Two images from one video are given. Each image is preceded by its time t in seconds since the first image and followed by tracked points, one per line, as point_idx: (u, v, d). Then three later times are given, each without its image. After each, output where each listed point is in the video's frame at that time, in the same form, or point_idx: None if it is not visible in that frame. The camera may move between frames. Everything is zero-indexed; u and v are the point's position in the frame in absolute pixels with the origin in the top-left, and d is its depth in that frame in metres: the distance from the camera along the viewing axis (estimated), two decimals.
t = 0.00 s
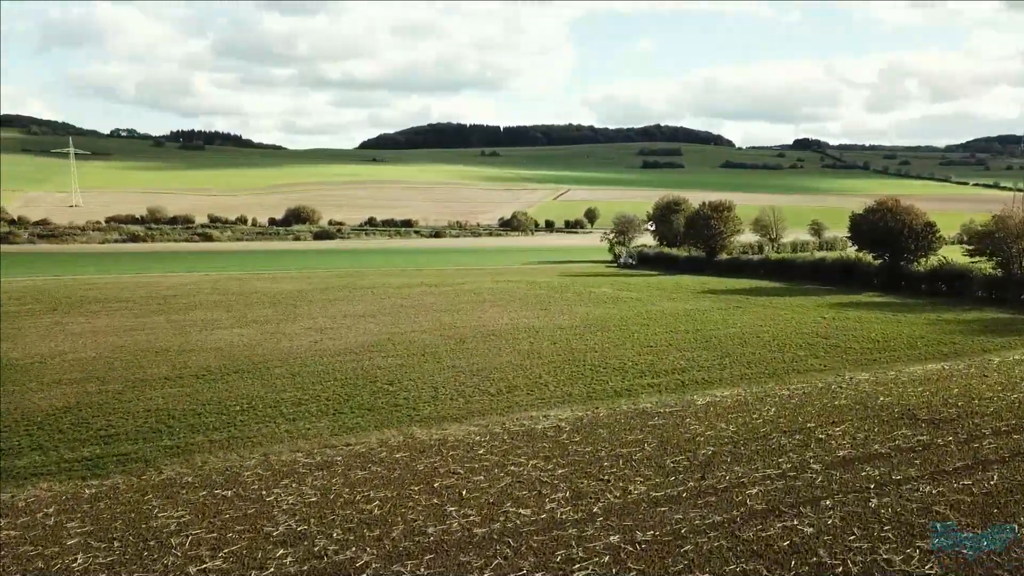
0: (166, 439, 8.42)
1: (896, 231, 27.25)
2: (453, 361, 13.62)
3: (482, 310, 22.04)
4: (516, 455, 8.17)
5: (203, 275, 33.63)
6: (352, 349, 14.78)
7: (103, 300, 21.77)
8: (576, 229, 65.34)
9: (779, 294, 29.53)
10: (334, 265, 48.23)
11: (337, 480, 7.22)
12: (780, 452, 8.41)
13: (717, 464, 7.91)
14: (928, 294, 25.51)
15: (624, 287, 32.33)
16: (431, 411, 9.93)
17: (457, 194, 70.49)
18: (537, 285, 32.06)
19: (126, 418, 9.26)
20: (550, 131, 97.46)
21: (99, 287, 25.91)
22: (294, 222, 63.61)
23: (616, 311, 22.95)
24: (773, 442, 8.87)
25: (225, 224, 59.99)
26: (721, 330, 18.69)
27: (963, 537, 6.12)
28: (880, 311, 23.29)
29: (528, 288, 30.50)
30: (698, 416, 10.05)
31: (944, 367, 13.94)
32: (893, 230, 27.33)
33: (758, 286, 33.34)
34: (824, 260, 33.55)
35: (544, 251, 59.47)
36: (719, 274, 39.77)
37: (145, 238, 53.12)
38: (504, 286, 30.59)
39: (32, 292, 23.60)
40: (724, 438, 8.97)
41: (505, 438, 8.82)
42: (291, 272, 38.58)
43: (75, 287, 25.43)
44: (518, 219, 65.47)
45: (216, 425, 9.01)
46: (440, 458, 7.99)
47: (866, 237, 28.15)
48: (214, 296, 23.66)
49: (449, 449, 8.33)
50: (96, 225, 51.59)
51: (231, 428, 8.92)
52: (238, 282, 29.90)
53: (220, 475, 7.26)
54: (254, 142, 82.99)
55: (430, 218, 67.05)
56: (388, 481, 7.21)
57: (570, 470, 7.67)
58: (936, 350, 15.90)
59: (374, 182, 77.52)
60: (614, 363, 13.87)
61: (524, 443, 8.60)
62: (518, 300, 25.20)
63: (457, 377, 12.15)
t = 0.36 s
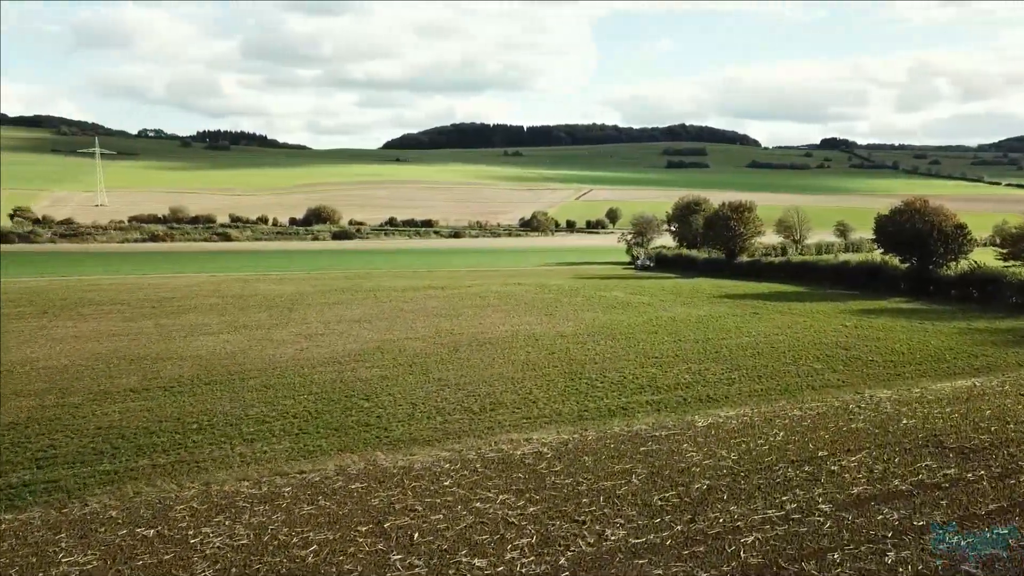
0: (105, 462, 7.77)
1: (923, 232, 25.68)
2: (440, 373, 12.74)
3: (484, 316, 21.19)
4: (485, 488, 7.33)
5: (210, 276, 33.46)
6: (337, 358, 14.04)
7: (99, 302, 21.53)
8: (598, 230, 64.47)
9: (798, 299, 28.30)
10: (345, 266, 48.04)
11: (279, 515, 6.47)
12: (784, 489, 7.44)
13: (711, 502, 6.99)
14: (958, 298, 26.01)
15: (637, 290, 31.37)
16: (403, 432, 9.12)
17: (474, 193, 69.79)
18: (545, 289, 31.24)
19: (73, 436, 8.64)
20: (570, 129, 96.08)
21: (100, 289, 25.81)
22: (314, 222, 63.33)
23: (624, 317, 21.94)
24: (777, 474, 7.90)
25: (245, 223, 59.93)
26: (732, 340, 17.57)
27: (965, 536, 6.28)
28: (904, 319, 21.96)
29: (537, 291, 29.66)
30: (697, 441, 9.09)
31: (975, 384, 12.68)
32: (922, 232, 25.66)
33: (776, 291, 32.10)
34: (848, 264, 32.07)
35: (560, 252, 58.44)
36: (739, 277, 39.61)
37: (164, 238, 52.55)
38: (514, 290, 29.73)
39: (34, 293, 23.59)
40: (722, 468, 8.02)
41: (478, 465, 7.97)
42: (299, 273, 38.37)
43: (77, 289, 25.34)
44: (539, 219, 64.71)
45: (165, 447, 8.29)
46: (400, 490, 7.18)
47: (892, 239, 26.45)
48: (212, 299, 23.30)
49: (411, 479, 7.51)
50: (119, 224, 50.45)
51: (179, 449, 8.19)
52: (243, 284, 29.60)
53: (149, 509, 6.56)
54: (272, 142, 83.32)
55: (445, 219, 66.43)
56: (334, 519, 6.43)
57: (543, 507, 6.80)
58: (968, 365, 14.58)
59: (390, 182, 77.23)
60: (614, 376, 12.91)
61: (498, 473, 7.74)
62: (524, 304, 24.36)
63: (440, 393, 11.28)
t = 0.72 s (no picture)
0: (31, 491, 7.16)
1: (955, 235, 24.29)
2: (422, 387, 11.88)
3: (485, 322, 20.37)
4: (441, 528, 6.50)
5: (219, 278, 33.38)
6: (318, 368, 13.33)
7: (98, 304, 21.34)
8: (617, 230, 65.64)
9: (818, 305, 27.12)
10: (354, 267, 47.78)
11: (199, 563, 5.76)
12: (784, 537, 6.49)
13: (696, 555, 6.08)
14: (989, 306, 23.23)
15: (650, 294, 30.43)
16: (366, 458, 8.32)
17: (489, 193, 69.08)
18: (554, 292, 30.48)
19: (9, 458, 8.05)
20: (593, 128, 94.63)
21: (104, 291, 25.77)
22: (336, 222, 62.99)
23: (632, 324, 20.96)
24: (778, 517, 6.92)
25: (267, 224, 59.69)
26: (744, 351, 16.47)
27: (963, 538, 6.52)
28: (931, 327, 20.67)
29: (547, 295, 28.85)
30: (691, 472, 8.15)
31: (1011, 405, 11.46)
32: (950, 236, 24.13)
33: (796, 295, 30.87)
34: (873, 268, 30.59)
35: (577, 254, 57.49)
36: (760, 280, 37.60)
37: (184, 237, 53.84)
38: (526, 293, 29.03)
39: (39, 295, 23.62)
40: (716, 508, 7.08)
41: (438, 499, 7.13)
42: (309, 274, 38.23)
43: (82, 291, 25.30)
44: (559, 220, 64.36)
45: (97, 472, 7.58)
46: (344, 530, 6.40)
47: (918, 244, 24.97)
48: (212, 302, 22.97)
49: (360, 515, 6.70)
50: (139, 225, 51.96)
51: (112, 477, 7.48)
52: (250, 287, 29.33)
53: (56, 552, 5.91)
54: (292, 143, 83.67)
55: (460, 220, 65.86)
56: (260, 568, 5.69)
57: (501, 559, 5.94)
58: (1004, 382, 13.28)
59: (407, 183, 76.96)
60: (612, 392, 11.96)
61: (459, 509, 6.89)
62: (529, 309, 23.54)
63: (418, 410, 10.45)
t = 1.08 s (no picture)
0: None
1: (987, 240, 22.62)
2: (397, 404, 11.01)
3: (484, 328, 19.51)
4: None
5: (225, 279, 33.29)
6: (294, 379, 12.61)
7: (95, 306, 21.18)
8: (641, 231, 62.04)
9: (838, 311, 25.88)
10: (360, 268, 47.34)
11: None
12: None
13: None
14: None
15: (663, 298, 29.50)
16: (315, 487, 7.52)
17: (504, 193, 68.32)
18: (563, 296, 29.70)
19: None
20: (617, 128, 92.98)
21: (105, 292, 25.73)
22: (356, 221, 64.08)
23: (640, 331, 19.94)
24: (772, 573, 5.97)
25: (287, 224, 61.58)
26: (755, 363, 15.36)
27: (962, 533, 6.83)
28: (957, 337, 19.34)
29: (554, 298, 28.05)
30: (678, 509, 7.21)
31: None
32: (980, 240, 22.66)
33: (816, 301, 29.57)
34: (897, 272, 29.17)
35: (592, 254, 56.50)
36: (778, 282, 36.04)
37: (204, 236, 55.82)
38: (536, 297, 28.26)
39: (40, 297, 23.64)
40: (700, 560, 6.13)
41: (382, 541, 6.31)
42: (316, 276, 38.10)
43: (82, 292, 25.28)
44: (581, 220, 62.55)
45: (12, 504, 6.95)
46: None
47: (947, 246, 23.59)
48: (208, 305, 22.57)
49: (290, 560, 5.91)
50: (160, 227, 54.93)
51: (27, 510, 6.81)
52: (253, 288, 29.10)
53: None
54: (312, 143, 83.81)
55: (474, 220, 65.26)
56: None
57: None
58: None
59: (423, 185, 76.79)
60: (605, 410, 11.03)
61: (403, 556, 6.06)
62: (533, 314, 22.66)
63: (388, 429, 9.63)
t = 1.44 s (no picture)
0: None
1: (1021, 242, 21.07)
2: (367, 422, 10.13)
3: (481, 335, 18.60)
4: None
5: (230, 279, 33.14)
6: (265, 392, 11.81)
7: (91, 307, 20.97)
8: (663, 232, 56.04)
9: (859, 317, 24.55)
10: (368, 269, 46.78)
11: None
12: None
13: None
14: None
15: (675, 302, 28.41)
16: (249, 523, 6.72)
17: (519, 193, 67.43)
18: (571, 299, 28.80)
19: None
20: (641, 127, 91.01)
21: (107, 293, 25.65)
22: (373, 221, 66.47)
23: (645, 339, 18.87)
24: None
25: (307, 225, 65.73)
26: (765, 377, 14.24)
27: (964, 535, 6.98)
28: (986, 348, 17.98)
29: (561, 302, 27.10)
30: (655, 558, 6.30)
31: None
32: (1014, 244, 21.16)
33: (836, 306, 28.18)
34: (924, 277, 27.67)
35: (608, 256, 55.40)
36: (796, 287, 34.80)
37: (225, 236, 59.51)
38: (546, 300, 27.31)
39: (43, 297, 23.61)
40: None
41: None
42: (323, 276, 37.81)
43: (86, 293, 25.22)
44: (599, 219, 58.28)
45: None
46: None
47: (978, 252, 22.12)
48: (205, 306, 22.21)
49: None
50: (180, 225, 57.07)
51: None
52: (257, 289, 28.75)
53: None
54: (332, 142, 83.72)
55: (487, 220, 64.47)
56: None
57: None
58: None
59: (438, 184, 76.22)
60: (593, 431, 10.07)
61: None
62: (536, 320, 21.70)
63: (349, 452, 8.81)
